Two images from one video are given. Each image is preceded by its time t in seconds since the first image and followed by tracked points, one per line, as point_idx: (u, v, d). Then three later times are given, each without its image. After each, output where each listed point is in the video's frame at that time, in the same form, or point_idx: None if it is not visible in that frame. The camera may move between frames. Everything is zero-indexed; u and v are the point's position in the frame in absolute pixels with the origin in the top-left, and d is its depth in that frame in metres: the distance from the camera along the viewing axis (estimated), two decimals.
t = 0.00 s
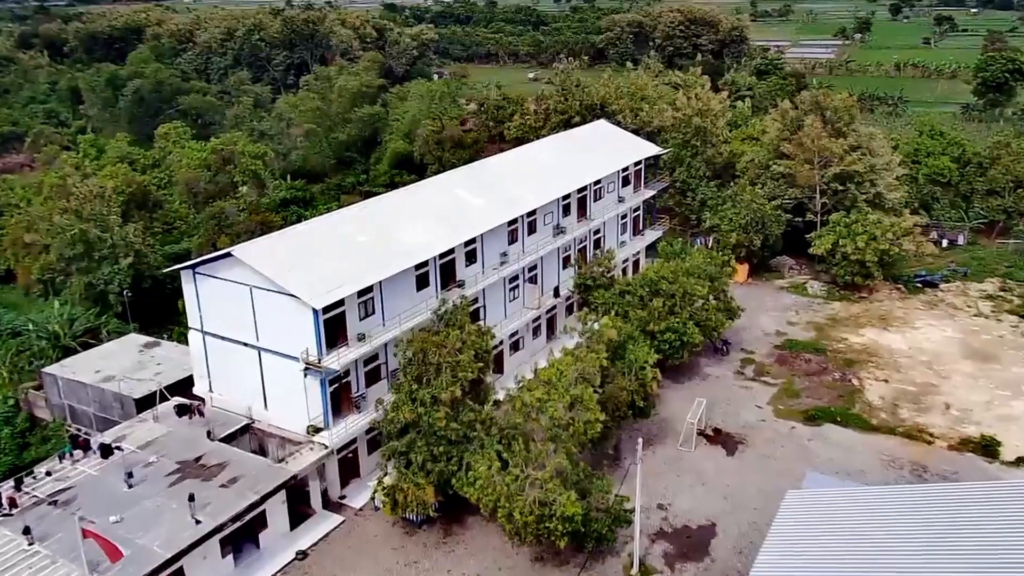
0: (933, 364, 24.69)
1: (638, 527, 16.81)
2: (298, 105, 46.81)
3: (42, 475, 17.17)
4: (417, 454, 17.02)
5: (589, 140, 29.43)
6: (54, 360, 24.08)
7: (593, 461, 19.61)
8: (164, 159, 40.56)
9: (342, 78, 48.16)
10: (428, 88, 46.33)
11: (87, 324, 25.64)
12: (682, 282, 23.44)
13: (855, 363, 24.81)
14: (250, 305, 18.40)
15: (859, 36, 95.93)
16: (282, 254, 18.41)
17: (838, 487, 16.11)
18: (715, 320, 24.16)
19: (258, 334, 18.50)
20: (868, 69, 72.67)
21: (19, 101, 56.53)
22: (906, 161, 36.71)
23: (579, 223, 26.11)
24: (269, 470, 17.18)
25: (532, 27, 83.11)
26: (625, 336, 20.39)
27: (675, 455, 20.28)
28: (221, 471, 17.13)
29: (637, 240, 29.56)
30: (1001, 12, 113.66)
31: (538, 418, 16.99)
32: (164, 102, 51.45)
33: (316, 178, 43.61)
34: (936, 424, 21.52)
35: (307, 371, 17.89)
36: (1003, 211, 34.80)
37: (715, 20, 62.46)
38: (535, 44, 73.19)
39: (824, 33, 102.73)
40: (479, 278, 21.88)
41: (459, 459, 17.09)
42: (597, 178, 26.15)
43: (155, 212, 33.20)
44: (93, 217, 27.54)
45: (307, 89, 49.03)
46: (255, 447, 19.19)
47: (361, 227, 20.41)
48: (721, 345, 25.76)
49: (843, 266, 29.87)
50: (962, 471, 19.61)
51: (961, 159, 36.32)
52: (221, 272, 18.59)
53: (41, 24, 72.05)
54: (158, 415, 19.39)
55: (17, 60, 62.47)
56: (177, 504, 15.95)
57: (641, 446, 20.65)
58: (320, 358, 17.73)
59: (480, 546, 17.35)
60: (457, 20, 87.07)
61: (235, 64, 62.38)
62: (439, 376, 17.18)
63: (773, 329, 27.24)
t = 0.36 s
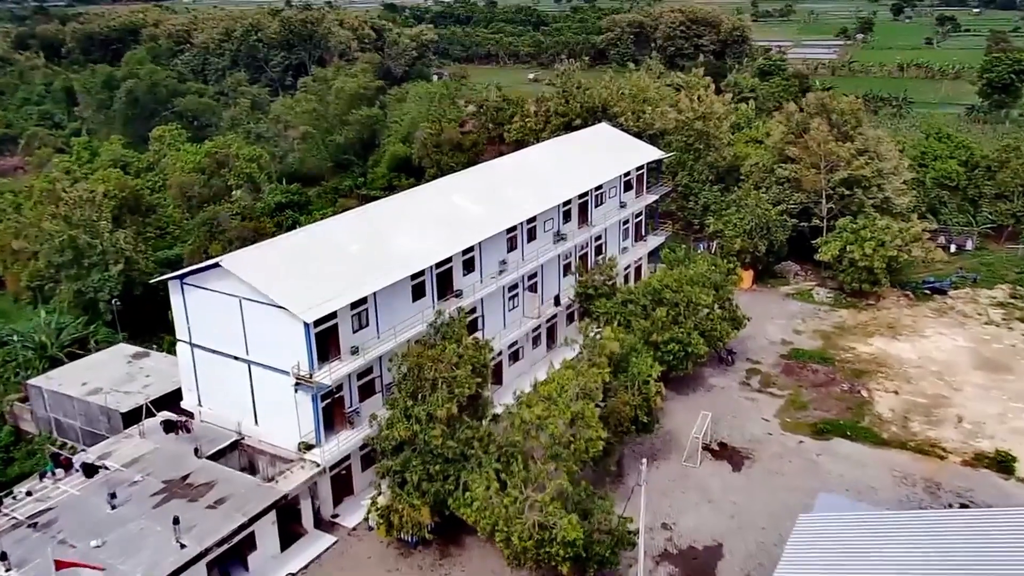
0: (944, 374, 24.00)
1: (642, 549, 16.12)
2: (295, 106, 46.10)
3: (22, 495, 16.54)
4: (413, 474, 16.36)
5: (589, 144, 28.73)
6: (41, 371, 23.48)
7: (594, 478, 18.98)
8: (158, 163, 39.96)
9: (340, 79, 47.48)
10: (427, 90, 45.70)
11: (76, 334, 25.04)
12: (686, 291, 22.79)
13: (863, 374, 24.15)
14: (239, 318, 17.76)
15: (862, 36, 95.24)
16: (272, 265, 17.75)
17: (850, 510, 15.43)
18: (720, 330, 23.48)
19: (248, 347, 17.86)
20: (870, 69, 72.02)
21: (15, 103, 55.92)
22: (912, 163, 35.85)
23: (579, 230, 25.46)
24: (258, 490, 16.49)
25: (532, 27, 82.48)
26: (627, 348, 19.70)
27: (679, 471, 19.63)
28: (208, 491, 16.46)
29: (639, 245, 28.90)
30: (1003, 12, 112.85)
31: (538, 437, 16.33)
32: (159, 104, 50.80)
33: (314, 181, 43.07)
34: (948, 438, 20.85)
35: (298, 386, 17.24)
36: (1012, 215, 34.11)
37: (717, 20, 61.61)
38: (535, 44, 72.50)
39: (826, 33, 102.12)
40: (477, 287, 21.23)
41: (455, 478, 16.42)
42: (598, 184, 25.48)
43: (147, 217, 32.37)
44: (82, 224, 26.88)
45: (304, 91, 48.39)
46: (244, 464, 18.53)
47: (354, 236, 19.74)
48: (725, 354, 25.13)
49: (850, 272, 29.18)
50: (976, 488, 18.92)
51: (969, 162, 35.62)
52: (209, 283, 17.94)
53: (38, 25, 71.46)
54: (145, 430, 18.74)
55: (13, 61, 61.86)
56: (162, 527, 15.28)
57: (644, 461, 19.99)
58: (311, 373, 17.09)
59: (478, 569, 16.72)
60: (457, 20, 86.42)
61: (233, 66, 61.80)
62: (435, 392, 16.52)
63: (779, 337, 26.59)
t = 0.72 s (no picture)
0: (951, 383, 23.53)
1: (644, 568, 15.64)
2: (291, 107, 45.52)
3: (4, 512, 16.03)
4: (407, 491, 15.91)
5: (588, 147, 28.25)
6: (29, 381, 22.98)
7: (594, 493, 18.52)
8: (152, 166, 39.41)
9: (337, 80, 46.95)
10: (424, 91, 45.19)
11: (65, 342, 24.52)
12: (688, 298, 22.29)
13: (868, 382, 23.67)
14: (229, 328, 17.25)
15: (861, 37, 94.82)
16: (262, 274, 17.25)
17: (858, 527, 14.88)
18: (722, 338, 22.98)
19: (238, 359, 17.35)
20: (870, 70, 71.56)
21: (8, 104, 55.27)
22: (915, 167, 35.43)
23: (578, 235, 24.96)
24: (248, 507, 15.98)
25: (530, 28, 81.96)
26: (629, 357, 19.19)
27: (682, 484, 19.14)
28: (195, 508, 15.92)
29: (639, 250, 28.41)
30: (1002, 12, 112.40)
31: (536, 452, 15.83)
32: (153, 106, 50.29)
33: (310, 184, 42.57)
34: (956, 449, 20.37)
35: (289, 399, 16.74)
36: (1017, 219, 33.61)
37: (716, 20, 60.96)
38: (534, 45, 71.94)
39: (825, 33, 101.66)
40: (474, 295, 20.73)
41: (451, 494, 15.92)
42: (598, 188, 24.99)
43: (139, 221, 31.81)
44: (72, 229, 26.40)
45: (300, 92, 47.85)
46: (234, 479, 18.05)
47: (347, 244, 19.26)
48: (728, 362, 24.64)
49: (854, 278, 28.69)
50: (986, 502, 18.44)
51: (974, 164, 35.13)
52: (198, 292, 17.44)
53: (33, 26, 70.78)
54: (132, 443, 18.23)
55: (7, 62, 61.20)
56: (148, 547, 14.76)
57: (645, 474, 19.49)
58: (303, 386, 16.58)
59: None
60: (455, 21, 85.87)
61: (228, 67, 61.23)
62: (430, 406, 16.01)
63: (782, 344, 26.11)
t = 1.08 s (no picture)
0: (959, 394, 22.95)
1: None
2: (285, 109, 44.85)
3: None
4: (400, 513, 15.14)
5: (586, 151, 27.66)
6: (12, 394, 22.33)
7: (593, 514, 17.91)
8: (143, 170, 38.74)
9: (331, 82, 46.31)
10: (419, 93, 44.59)
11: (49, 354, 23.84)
12: (690, 309, 21.65)
13: (874, 394, 23.07)
14: (215, 343, 16.61)
15: (859, 38, 94.39)
16: (249, 287, 16.62)
17: (869, 553, 14.25)
18: (724, 350, 22.39)
19: (225, 375, 16.71)
20: (869, 71, 71.06)
21: None
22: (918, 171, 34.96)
23: (577, 243, 24.35)
24: (234, 531, 15.32)
25: (528, 29, 81.37)
26: (630, 372, 18.54)
27: (684, 503, 18.51)
28: (178, 532, 15.26)
29: (639, 257, 27.78)
30: (1000, 13, 112.00)
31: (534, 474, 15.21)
32: (146, 108, 49.65)
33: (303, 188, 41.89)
34: (966, 465, 19.77)
35: (277, 418, 16.10)
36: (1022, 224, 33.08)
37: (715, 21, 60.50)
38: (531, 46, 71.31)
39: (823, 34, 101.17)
40: (469, 306, 20.10)
41: (446, 517, 15.14)
42: (597, 195, 24.40)
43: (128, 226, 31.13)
44: (58, 236, 25.72)
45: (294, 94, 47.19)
46: (221, 499, 17.46)
47: (339, 254, 18.65)
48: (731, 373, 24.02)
49: (859, 286, 28.06)
50: (1000, 521, 17.81)
51: (978, 169, 34.59)
52: (183, 306, 16.79)
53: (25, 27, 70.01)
54: (115, 462, 17.56)
55: None
56: None
57: (646, 493, 18.87)
58: (291, 404, 15.94)
59: None
60: (452, 21, 85.25)
61: (222, 69, 60.56)
62: (423, 425, 15.36)
63: (786, 354, 25.51)
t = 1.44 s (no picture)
0: (972, 407, 22.30)
1: None
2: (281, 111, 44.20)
3: None
4: (395, 537, 14.47)
5: (587, 155, 27.02)
6: None
7: (596, 535, 17.31)
8: (137, 173, 38.13)
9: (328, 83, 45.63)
10: (418, 95, 43.94)
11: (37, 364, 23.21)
12: (695, 319, 20.99)
13: (884, 406, 22.43)
14: (203, 358, 15.96)
15: (862, 38, 93.69)
16: (237, 301, 15.98)
17: None
18: (731, 361, 21.74)
19: (213, 392, 16.08)
20: (873, 72, 70.34)
21: None
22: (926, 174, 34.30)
23: (578, 250, 23.73)
24: (222, 555, 14.68)
25: (528, 29, 80.62)
26: (635, 387, 17.88)
27: (690, 522, 17.88)
28: (163, 557, 14.62)
29: (641, 263, 27.14)
30: (1002, 13, 111.22)
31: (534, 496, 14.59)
32: (141, 110, 48.98)
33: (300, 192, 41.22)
34: (981, 482, 19.13)
35: (267, 436, 15.46)
36: None
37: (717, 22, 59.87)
38: (532, 47, 70.59)
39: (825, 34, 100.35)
40: (467, 317, 19.47)
41: (443, 541, 14.46)
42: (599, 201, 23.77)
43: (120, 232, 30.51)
44: (47, 244, 25.09)
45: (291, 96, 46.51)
46: (209, 519, 16.89)
47: (331, 265, 18.00)
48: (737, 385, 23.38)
49: (867, 293, 27.42)
50: (1018, 542, 17.17)
51: (987, 172, 33.93)
52: (169, 320, 16.14)
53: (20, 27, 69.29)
54: (100, 482, 16.92)
55: None
56: None
57: (651, 511, 18.24)
58: (281, 422, 15.31)
59: None
60: (452, 21, 84.51)
61: (219, 70, 59.86)
62: (420, 445, 14.71)
63: (793, 364, 24.87)
